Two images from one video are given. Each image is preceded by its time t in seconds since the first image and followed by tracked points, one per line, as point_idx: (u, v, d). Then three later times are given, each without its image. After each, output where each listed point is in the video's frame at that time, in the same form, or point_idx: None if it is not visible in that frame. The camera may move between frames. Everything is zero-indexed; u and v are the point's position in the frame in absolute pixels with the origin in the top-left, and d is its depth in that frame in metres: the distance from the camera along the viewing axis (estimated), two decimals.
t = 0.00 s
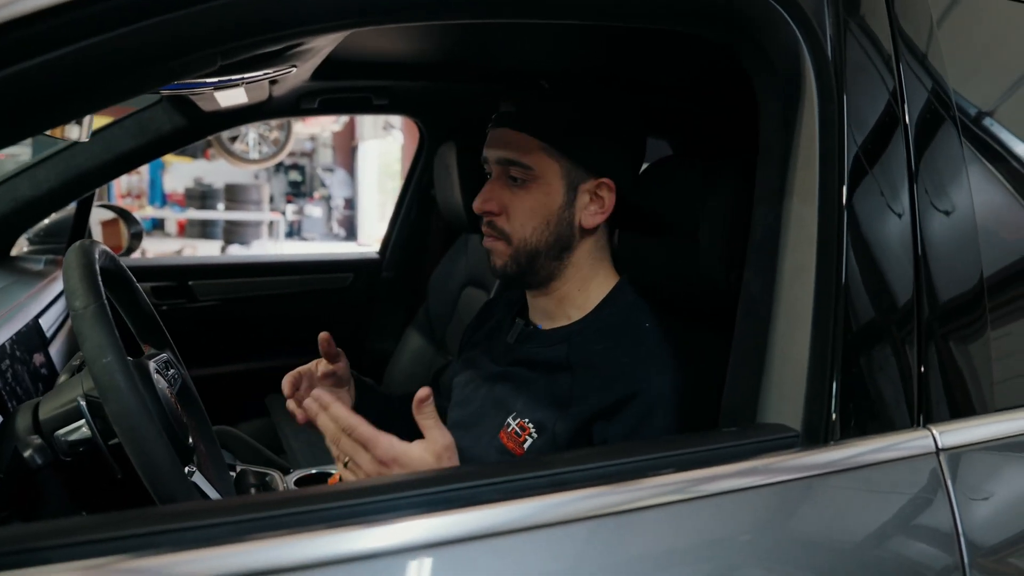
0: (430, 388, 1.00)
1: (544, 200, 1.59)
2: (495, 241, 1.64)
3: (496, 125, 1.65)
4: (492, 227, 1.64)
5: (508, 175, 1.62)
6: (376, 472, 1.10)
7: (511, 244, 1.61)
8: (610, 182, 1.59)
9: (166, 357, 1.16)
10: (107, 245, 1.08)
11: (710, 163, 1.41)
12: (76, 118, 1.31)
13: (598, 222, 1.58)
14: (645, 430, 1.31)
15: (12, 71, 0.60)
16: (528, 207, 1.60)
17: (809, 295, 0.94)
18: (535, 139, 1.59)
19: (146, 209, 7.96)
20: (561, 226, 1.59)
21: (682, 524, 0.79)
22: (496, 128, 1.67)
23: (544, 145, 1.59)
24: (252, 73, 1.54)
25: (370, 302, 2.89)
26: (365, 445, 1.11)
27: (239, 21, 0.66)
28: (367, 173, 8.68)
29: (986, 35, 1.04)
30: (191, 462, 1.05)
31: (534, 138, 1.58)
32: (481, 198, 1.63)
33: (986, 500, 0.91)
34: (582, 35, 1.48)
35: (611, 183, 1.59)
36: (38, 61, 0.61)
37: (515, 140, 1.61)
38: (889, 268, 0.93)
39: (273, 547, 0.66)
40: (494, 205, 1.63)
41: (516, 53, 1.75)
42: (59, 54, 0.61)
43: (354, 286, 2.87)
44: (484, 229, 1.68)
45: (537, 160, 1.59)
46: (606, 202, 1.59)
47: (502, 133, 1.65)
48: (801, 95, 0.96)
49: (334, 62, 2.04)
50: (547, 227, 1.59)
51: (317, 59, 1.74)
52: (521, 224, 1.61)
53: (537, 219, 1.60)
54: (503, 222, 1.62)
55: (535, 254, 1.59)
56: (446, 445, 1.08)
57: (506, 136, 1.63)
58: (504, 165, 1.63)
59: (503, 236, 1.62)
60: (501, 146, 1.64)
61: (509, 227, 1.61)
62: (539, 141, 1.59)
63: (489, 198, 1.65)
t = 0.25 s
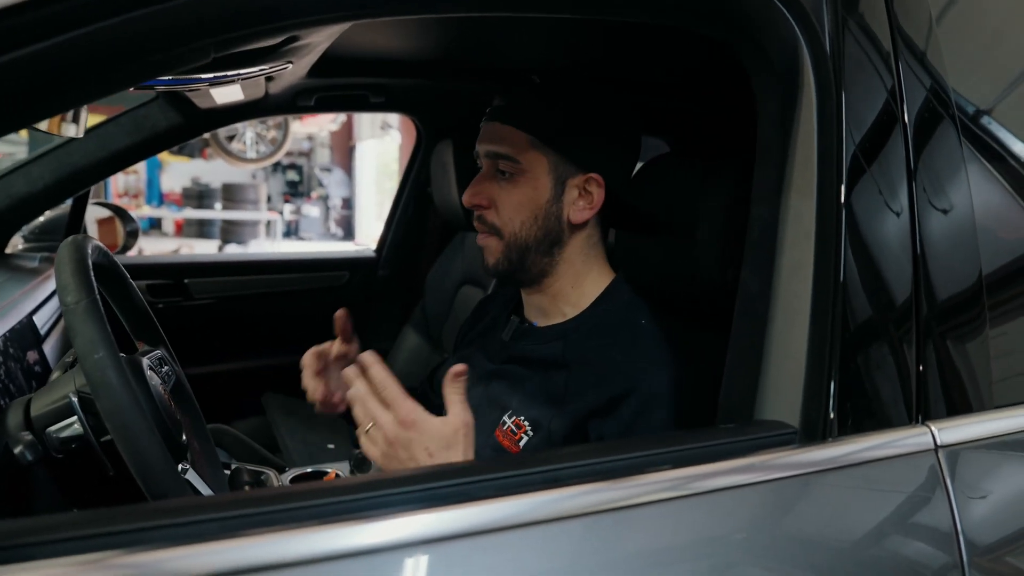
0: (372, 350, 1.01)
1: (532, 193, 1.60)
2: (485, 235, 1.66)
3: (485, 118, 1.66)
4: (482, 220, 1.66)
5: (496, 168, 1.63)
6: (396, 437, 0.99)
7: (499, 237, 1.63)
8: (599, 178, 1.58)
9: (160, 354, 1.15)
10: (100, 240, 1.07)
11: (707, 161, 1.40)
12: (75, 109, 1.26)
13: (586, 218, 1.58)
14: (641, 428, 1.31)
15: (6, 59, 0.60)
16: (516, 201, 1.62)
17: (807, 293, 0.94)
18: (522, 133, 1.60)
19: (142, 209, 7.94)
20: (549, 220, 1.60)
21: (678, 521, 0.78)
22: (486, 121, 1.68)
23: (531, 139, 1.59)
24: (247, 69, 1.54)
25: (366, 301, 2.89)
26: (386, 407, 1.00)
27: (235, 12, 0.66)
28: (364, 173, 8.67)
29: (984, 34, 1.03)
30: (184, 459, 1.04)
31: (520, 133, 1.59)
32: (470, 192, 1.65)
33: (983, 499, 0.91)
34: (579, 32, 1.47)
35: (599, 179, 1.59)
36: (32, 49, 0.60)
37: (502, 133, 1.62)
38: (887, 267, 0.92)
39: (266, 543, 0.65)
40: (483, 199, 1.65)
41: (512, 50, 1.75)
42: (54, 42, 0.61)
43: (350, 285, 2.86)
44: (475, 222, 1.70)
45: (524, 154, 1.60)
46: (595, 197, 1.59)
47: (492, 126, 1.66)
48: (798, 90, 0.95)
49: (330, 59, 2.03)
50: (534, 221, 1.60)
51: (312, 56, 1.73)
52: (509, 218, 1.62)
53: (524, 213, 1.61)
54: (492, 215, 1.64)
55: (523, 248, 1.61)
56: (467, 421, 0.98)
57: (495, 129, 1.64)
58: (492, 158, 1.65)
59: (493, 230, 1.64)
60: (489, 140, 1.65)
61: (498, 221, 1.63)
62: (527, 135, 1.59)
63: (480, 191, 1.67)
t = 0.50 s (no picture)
0: (337, 393, 1.14)
1: (558, 192, 1.58)
2: (502, 236, 1.60)
3: (503, 114, 1.63)
4: (498, 219, 1.60)
5: (519, 165, 1.59)
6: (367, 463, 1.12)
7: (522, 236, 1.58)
8: (616, 178, 1.59)
9: (152, 353, 1.14)
10: (91, 238, 1.06)
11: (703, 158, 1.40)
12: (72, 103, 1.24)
13: (601, 217, 1.59)
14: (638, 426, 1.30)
15: None
16: (540, 199, 1.58)
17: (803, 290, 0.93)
18: (551, 130, 1.58)
19: (139, 208, 7.92)
20: (571, 220, 1.58)
21: (673, 521, 0.77)
22: (499, 118, 1.64)
23: (559, 138, 1.58)
24: (241, 66, 1.52)
25: (363, 300, 2.88)
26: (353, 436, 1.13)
27: (227, 6, 0.65)
28: (362, 172, 8.67)
29: (982, 30, 1.03)
30: (177, 459, 1.03)
31: (548, 129, 1.57)
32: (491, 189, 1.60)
33: (981, 498, 0.90)
34: (575, 28, 1.47)
35: (614, 179, 1.60)
36: (23, 40, 0.59)
37: (528, 129, 1.59)
38: (884, 265, 0.92)
39: (260, 543, 0.65)
40: (504, 197, 1.59)
41: (508, 47, 1.74)
42: (45, 34, 0.60)
43: (345, 284, 2.86)
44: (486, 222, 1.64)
45: (550, 151, 1.58)
46: (610, 197, 1.59)
47: (509, 123, 1.63)
48: (795, 87, 0.94)
49: (325, 57, 2.03)
50: (559, 220, 1.57)
51: (307, 53, 1.72)
52: (532, 216, 1.58)
53: (549, 211, 1.58)
54: (512, 213, 1.59)
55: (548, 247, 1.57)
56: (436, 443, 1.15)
57: (517, 125, 1.61)
58: (513, 155, 1.61)
59: (513, 228, 1.59)
60: (509, 136, 1.61)
61: (520, 219, 1.58)
62: (555, 132, 1.58)
63: (498, 189, 1.62)
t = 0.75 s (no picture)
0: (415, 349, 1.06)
1: (577, 193, 1.56)
2: (520, 238, 1.57)
3: (518, 112, 1.59)
4: (517, 221, 1.57)
5: (540, 165, 1.56)
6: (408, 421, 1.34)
7: (543, 239, 1.55)
8: (622, 178, 1.58)
9: (147, 354, 1.13)
10: (85, 238, 1.05)
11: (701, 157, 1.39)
12: (68, 102, 1.23)
13: (610, 217, 1.58)
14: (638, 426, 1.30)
15: None
16: (560, 201, 1.56)
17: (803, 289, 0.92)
18: (572, 130, 1.56)
19: (137, 208, 7.90)
20: (587, 221, 1.57)
21: (673, 523, 0.76)
22: (514, 116, 1.60)
23: (579, 137, 1.56)
24: (237, 65, 1.51)
25: (360, 299, 2.88)
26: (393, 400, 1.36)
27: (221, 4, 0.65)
28: (360, 171, 8.67)
29: (981, 27, 1.02)
30: (171, 461, 1.02)
31: (568, 128, 1.55)
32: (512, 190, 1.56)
33: (982, 497, 0.90)
34: (572, 26, 1.46)
35: (620, 179, 1.59)
36: (13, 38, 0.59)
37: (549, 129, 1.56)
38: (884, 264, 0.91)
39: (257, 547, 0.64)
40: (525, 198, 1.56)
41: (504, 45, 1.73)
42: (36, 31, 0.59)
43: (343, 283, 2.85)
44: (502, 224, 1.60)
45: (570, 151, 1.56)
46: (615, 196, 1.58)
47: (526, 120, 1.59)
48: (794, 84, 0.94)
49: (322, 55, 2.02)
50: (578, 222, 1.56)
51: (303, 52, 1.72)
52: (554, 218, 1.55)
53: (569, 213, 1.56)
54: (533, 216, 1.56)
55: (568, 249, 1.55)
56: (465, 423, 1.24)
57: (536, 124, 1.57)
58: (533, 154, 1.57)
59: (534, 230, 1.56)
60: (527, 135, 1.58)
61: (541, 221, 1.55)
62: (575, 132, 1.56)
63: (516, 189, 1.58)
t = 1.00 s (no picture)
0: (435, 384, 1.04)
1: (570, 189, 1.58)
2: (514, 233, 1.60)
3: (514, 108, 1.61)
4: (510, 216, 1.60)
5: (533, 162, 1.58)
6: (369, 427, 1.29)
7: (536, 234, 1.58)
8: (623, 176, 1.58)
9: (143, 353, 1.13)
10: (80, 238, 1.05)
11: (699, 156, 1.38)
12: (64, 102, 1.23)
13: (608, 217, 1.58)
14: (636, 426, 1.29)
15: None
16: (554, 197, 1.58)
17: (801, 287, 0.92)
18: (568, 127, 1.57)
19: (136, 207, 7.89)
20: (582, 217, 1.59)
21: (670, 525, 0.76)
22: (509, 112, 1.62)
23: (573, 134, 1.58)
24: (234, 63, 1.51)
25: (359, 298, 2.87)
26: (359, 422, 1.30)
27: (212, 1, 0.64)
28: (359, 169, 8.66)
29: (981, 24, 1.02)
30: (167, 461, 1.02)
31: (562, 125, 1.57)
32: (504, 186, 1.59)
33: (981, 497, 0.89)
34: (570, 24, 1.45)
35: (620, 176, 1.59)
36: (1, 36, 0.58)
37: (543, 125, 1.58)
38: (883, 263, 0.90)
39: (253, 549, 0.63)
40: (517, 194, 1.59)
41: (502, 44, 1.73)
42: (25, 30, 0.59)
43: (341, 282, 2.85)
44: (495, 218, 1.63)
45: (564, 148, 1.58)
46: (616, 194, 1.58)
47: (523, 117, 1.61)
48: (793, 83, 0.93)
49: (320, 54, 2.02)
50: (572, 218, 1.58)
51: (300, 50, 1.71)
52: (546, 214, 1.58)
53: (562, 209, 1.58)
54: (525, 211, 1.59)
55: (559, 245, 1.57)
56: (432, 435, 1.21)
57: (530, 121, 1.59)
58: (527, 151, 1.59)
59: (525, 226, 1.59)
60: (521, 131, 1.60)
61: (533, 216, 1.58)
62: (570, 129, 1.57)
63: (510, 185, 1.61)
